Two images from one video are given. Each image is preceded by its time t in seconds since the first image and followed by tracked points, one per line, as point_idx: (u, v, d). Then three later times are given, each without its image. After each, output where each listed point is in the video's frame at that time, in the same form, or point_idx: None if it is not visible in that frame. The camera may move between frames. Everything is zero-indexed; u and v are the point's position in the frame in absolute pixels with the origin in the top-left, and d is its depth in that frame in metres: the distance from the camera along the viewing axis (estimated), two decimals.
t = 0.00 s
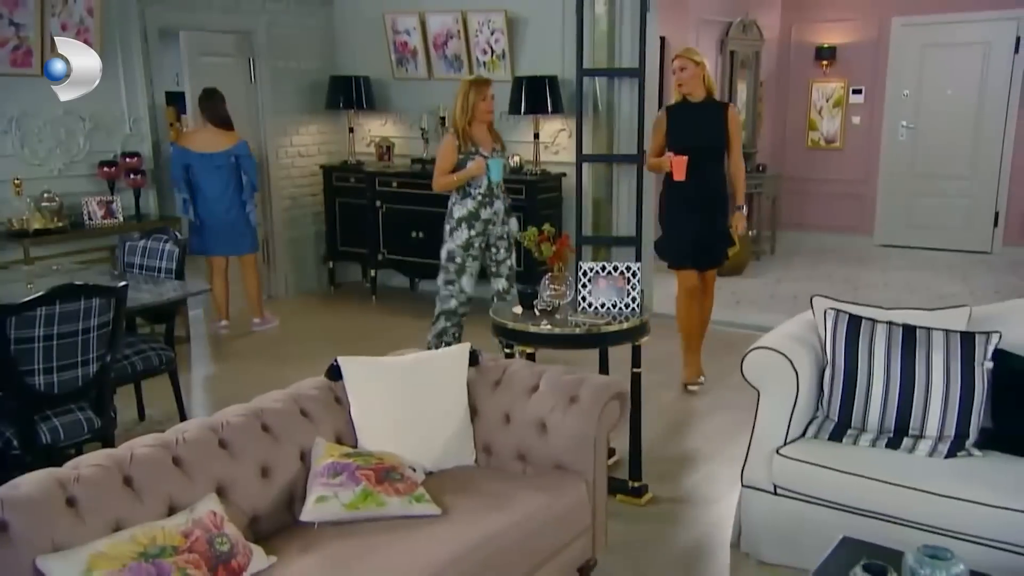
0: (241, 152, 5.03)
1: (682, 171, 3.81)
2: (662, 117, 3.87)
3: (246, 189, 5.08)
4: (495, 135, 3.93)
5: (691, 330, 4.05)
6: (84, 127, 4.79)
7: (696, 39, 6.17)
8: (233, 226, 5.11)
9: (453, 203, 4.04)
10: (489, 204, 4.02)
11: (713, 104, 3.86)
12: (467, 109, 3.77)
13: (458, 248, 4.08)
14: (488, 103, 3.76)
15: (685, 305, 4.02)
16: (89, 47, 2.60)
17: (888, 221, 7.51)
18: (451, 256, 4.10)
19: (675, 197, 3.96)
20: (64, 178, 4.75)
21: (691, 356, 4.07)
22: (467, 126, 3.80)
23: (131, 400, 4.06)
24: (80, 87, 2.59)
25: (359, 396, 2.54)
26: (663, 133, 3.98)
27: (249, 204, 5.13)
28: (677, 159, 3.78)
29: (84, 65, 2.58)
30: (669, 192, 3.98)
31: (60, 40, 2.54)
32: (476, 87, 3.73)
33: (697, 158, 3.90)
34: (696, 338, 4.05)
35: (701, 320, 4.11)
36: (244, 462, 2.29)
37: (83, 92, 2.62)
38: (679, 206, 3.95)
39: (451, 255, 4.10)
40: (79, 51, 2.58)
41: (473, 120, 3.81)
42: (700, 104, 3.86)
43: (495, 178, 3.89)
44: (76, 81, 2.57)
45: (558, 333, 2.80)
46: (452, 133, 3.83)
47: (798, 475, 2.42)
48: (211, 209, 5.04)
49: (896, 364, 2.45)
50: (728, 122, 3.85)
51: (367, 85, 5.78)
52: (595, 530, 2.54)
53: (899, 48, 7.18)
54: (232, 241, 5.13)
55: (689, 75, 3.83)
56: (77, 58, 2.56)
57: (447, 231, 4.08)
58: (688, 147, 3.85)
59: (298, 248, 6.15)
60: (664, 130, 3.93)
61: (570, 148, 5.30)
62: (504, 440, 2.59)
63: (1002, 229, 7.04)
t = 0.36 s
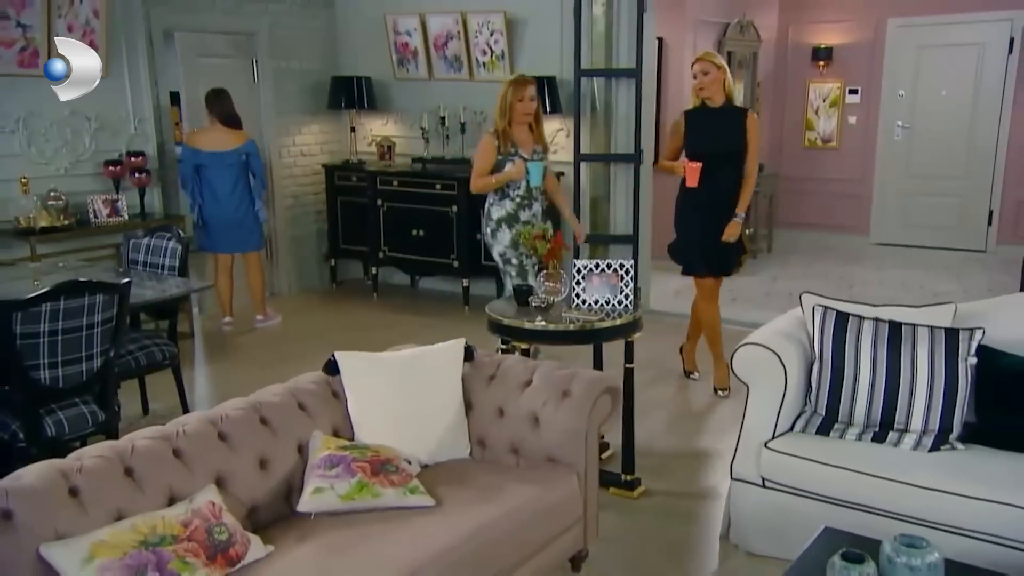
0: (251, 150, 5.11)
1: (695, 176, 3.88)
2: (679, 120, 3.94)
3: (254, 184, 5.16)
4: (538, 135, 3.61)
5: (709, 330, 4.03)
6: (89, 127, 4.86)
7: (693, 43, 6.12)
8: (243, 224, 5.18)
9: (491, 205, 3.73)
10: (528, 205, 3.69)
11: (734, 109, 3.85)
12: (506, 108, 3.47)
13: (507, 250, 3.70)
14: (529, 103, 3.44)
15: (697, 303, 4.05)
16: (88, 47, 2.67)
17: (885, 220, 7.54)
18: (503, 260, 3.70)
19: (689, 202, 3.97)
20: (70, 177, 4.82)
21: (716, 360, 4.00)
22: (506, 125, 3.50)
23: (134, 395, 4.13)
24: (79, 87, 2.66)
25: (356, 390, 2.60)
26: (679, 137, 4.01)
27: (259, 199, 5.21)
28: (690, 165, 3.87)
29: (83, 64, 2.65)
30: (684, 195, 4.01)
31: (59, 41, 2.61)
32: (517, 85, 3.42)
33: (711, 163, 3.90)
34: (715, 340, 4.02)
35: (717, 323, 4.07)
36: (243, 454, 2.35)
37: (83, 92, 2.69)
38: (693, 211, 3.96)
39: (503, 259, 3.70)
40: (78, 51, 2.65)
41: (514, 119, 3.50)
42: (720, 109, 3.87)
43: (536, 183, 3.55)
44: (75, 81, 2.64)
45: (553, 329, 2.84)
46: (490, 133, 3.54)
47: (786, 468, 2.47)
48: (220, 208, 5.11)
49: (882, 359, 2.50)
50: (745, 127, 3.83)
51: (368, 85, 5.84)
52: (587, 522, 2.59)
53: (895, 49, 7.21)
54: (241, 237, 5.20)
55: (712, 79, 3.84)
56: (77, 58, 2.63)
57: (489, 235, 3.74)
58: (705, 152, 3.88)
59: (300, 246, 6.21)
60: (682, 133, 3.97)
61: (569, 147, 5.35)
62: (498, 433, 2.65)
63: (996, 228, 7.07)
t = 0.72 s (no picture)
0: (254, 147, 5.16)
1: (716, 170, 3.78)
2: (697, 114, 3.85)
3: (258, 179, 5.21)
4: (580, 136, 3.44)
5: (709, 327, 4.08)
6: (97, 123, 4.93)
7: (693, 41, 6.13)
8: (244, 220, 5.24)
9: (529, 206, 3.53)
10: (567, 206, 3.49)
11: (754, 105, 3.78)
12: (544, 106, 3.33)
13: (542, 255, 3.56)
14: (569, 99, 3.30)
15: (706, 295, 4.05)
16: (89, 48, 2.74)
17: (884, 216, 7.55)
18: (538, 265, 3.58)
19: (705, 199, 3.92)
20: (78, 173, 4.89)
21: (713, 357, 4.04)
22: (544, 123, 3.35)
23: (140, 387, 4.20)
24: (79, 86, 2.73)
25: (356, 381, 2.65)
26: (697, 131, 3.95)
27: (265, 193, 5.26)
28: (711, 159, 3.77)
29: (84, 65, 2.72)
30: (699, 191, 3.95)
31: (60, 42, 2.70)
32: (556, 81, 3.30)
33: (731, 160, 3.83)
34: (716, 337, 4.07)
35: (740, 325, 4.04)
36: (244, 443, 2.41)
37: (83, 92, 2.76)
38: (709, 209, 3.92)
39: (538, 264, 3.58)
40: (78, 51, 2.72)
41: (553, 117, 3.36)
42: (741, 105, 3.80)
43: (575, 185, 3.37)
44: (75, 81, 2.71)
45: (550, 323, 2.90)
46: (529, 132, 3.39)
47: (777, 458, 2.52)
48: (225, 205, 5.18)
49: (871, 352, 2.55)
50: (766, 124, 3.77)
51: (371, 83, 5.90)
52: (582, 511, 2.65)
53: (893, 46, 7.22)
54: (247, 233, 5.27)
55: (735, 74, 3.76)
56: (78, 58, 2.70)
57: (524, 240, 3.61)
58: (723, 149, 3.81)
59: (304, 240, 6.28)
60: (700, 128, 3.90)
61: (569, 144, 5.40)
62: (495, 424, 2.70)
63: (993, 223, 7.07)
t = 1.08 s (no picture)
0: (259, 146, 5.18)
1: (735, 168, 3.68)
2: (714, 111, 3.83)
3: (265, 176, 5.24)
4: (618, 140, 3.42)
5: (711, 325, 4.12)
6: (103, 121, 5.00)
7: (691, 38, 6.18)
8: (252, 216, 5.29)
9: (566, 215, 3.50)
10: (606, 213, 3.45)
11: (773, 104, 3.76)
12: (582, 109, 3.33)
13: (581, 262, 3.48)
14: (607, 102, 3.30)
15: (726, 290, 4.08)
16: (87, 49, 2.79)
17: (879, 212, 7.59)
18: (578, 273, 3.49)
19: (723, 197, 3.92)
20: (84, 170, 4.96)
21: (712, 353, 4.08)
22: (582, 126, 3.34)
23: (145, 380, 4.27)
24: (80, 86, 2.79)
25: (354, 374, 2.71)
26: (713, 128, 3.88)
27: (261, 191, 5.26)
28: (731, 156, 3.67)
29: (83, 65, 2.78)
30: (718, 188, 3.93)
31: (60, 43, 2.76)
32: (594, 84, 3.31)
33: (748, 158, 3.81)
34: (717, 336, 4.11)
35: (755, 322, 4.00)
36: (244, 433, 2.48)
37: (82, 92, 2.82)
38: (725, 207, 3.92)
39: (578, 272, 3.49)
40: (76, 53, 2.78)
41: (591, 121, 3.35)
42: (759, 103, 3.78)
43: (610, 189, 3.34)
44: (76, 81, 2.77)
45: (544, 317, 2.95)
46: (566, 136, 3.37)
47: (764, 449, 2.57)
48: (240, 203, 5.27)
49: (859, 346, 2.60)
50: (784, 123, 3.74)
51: (372, 81, 5.96)
52: (574, 501, 2.70)
53: (889, 45, 7.24)
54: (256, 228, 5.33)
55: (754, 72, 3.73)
56: (77, 59, 2.76)
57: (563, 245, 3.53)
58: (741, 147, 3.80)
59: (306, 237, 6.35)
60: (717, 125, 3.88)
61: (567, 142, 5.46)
62: (490, 415, 2.76)
63: (988, 220, 7.10)
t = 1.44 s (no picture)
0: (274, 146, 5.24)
1: (732, 169, 3.61)
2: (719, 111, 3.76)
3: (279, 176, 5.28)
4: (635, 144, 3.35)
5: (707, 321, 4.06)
6: (100, 120, 5.05)
7: (680, 39, 6.24)
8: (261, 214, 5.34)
9: (585, 221, 3.43)
10: (626, 220, 3.34)
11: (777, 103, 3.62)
12: (599, 112, 3.28)
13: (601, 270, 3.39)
14: (624, 105, 3.24)
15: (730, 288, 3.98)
16: (87, 49, 2.85)
17: (866, 210, 7.64)
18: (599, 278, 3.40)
19: (730, 196, 3.83)
20: (81, 168, 5.02)
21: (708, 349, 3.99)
22: (598, 130, 3.28)
23: (141, 376, 4.34)
24: (80, 86, 2.85)
25: (343, 367, 2.77)
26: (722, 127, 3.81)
27: (265, 189, 5.28)
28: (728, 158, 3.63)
29: (83, 65, 2.84)
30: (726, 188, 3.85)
31: (60, 43, 2.81)
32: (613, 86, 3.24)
33: (749, 159, 3.72)
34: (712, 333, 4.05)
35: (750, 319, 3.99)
36: (236, 425, 2.53)
37: (83, 92, 2.88)
38: (729, 207, 3.83)
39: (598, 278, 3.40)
40: (77, 53, 2.83)
41: (608, 124, 3.29)
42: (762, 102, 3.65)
43: (620, 197, 3.27)
44: (76, 81, 2.83)
45: (532, 311, 3.00)
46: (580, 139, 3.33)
47: (745, 440, 2.62)
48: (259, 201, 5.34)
49: (837, 340, 2.67)
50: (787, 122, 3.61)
51: (367, 81, 6.02)
52: (560, 491, 2.77)
53: (876, 46, 7.29)
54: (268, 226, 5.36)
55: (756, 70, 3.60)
56: (77, 59, 2.82)
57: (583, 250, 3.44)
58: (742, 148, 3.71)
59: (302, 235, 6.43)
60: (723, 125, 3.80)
61: (559, 141, 5.53)
62: (478, 408, 2.82)
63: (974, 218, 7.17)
